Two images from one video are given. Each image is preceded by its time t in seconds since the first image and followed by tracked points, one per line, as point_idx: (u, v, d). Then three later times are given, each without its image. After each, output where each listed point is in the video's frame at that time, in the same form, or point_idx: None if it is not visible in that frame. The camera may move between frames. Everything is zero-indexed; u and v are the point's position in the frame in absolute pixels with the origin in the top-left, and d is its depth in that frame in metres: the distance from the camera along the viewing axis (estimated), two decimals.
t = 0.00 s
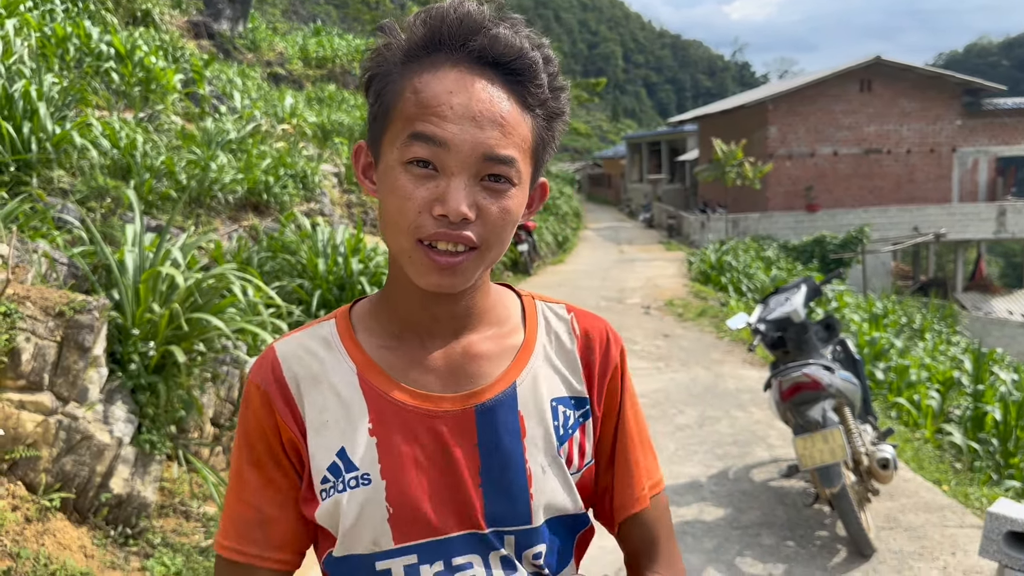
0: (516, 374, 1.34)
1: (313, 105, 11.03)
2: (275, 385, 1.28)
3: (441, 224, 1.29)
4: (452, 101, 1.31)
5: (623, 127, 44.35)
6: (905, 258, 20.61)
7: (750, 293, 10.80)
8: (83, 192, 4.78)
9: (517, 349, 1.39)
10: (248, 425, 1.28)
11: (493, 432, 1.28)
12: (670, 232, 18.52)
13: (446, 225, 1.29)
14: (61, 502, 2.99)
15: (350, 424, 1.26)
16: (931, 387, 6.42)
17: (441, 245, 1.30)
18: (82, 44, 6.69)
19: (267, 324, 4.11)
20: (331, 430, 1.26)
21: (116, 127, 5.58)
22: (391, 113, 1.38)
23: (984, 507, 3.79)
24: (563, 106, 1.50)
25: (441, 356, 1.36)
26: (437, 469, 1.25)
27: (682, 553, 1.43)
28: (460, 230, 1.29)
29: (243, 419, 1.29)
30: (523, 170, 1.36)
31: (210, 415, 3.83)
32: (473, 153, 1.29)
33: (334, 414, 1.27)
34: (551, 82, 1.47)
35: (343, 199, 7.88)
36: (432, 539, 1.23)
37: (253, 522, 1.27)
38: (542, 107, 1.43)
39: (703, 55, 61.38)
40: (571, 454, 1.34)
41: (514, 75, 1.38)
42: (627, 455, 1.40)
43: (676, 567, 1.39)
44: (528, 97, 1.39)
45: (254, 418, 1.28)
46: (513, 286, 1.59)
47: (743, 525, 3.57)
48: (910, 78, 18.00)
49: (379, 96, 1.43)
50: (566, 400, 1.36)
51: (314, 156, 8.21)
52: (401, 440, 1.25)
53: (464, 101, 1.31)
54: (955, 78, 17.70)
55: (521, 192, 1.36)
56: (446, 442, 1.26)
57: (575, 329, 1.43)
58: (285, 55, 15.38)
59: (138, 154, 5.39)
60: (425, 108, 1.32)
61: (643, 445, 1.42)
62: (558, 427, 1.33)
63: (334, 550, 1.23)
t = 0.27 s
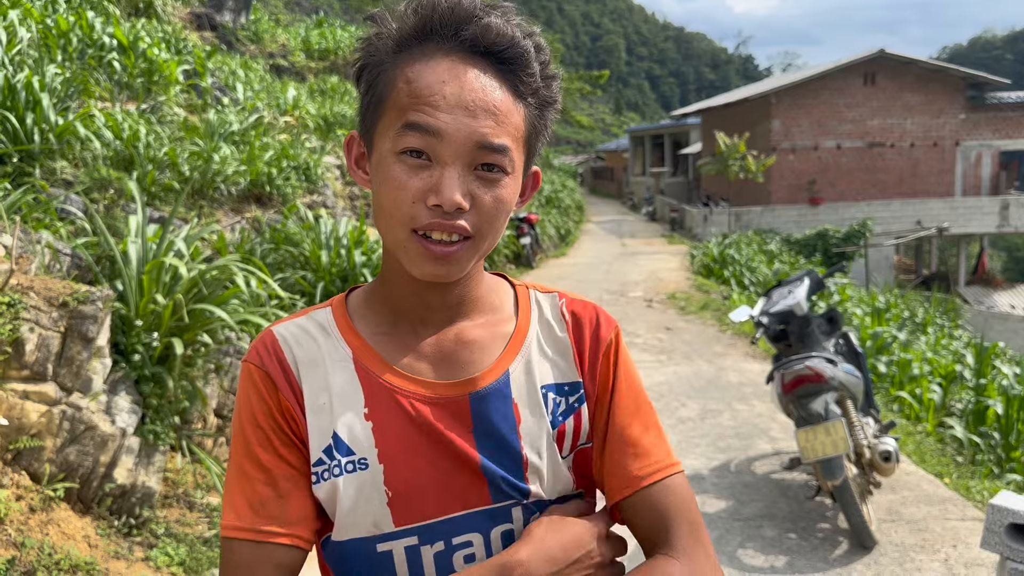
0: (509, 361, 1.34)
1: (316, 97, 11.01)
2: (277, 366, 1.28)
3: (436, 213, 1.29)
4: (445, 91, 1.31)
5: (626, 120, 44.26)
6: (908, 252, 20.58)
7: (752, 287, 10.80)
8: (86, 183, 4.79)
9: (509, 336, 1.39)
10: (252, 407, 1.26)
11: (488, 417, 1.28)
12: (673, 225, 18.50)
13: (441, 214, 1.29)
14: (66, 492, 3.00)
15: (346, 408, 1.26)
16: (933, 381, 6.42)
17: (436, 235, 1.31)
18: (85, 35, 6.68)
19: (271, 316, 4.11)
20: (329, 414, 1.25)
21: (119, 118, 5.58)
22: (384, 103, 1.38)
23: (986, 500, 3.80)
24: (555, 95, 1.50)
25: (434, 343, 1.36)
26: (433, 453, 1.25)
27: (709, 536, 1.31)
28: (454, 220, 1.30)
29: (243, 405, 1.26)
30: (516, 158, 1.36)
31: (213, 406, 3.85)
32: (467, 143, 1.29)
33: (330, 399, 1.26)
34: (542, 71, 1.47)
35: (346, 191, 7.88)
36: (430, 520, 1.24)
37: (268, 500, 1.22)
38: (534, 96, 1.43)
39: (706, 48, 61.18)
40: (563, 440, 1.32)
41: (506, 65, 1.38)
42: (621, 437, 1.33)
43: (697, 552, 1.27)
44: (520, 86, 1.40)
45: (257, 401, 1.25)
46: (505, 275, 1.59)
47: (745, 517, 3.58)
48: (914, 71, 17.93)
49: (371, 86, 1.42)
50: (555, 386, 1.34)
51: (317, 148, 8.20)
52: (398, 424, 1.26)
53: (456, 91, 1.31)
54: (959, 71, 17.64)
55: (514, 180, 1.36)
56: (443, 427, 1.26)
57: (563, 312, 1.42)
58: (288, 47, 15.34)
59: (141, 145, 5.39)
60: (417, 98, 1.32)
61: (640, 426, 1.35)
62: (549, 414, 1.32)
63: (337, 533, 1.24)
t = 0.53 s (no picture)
0: (509, 358, 1.35)
1: (319, 90, 11.00)
2: (280, 358, 1.29)
3: (436, 204, 1.30)
4: (448, 83, 1.32)
5: (629, 114, 44.17)
6: (911, 247, 20.54)
7: (755, 281, 10.80)
8: (90, 175, 4.80)
9: (511, 333, 1.39)
10: (255, 399, 1.27)
11: (487, 413, 1.29)
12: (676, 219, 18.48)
13: (441, 206, 1.30)
14: (72, 483, 3.02)
15: (348, 401, 1.28)
16: (936, 375, 6.42)
17: (436, 226, 1.31)
18: (88, 27, 6.68)
19: (275, 308, 4.13)
20: (331, 406, 1.27)
21: (123, 111, 5.58)
22: (389, 96, 1.39)
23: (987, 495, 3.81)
24: (562, 92, 1.51)
25: (435, 337, 1.37)
26: (433, 447, 1.26)
27: (685, 553, 1.34)
28: (454, 212, 1.30)
29: (247, 396, 1.28)
30: (519, 154, 1.36)
31: (217, 398, 3.87)
32: (469, 136, 1.30)
33: (332, 392, 1.28)
34: (548, 67, 1.47)
35: (349, 184, 7.88)
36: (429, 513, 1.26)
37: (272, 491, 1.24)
38: (539, 92, 1.43)
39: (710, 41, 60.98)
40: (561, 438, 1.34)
41: (511, 60, 1.39)
42: (615, 446, 1.35)
43: (668, 567, 1.32)
44: (525, 81, 1.40)
45: (260, 392, 1.26)
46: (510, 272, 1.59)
47: (747, 510, 3.59)
48: (919, 65, 17.87)
49: (377, 80, 1.43)
50: (554, 385, 1.35)
51: (321, 141, 8.21)
52: (399, 417, 1.27)
53: (459, 85, 1.32)
54: (964, 65, 17.58)
55: (516, 176, 1.36)
56: (443, 421, 1.27)
57: (567, 313, 1.43)
58: (291, 39, 15.31)
59: (145, 138, 5.40)
60: (421, 90, 1.33)
61: (634, 436, 1.37)
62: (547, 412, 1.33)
63: (337, 523, 1.26)
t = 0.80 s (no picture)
0: (518, 345, 1.37)
1: (324, 84, 11.01)
2: (296, 338, 1.31)
3: (461, 198, 1.32)
4: (476, 81, 1.34)
5: (634, 108, 44.08)
6: (916, 242, 20.51)
7: (759, 276, 10.80)
8: (97, 168, 4.82)
9: (520, 321, 1.42)
10: (269, 373, 1.29)
11: (496, 395, 1.32)
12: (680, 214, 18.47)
13: (466, 199, 1.32)
14: (81, 472, 3.06)
15: (361, 380, 1.30)
16: (939, 370, 6.44)
17: (460, 219, 1.33)
18: (94, 20, 6.71)
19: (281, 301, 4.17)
20: (344, 384, 1.29)
21: (129, 104, 5.61)
22: (414, 92, 1.40)
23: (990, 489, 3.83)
24: (580, 91, 1.53)
25: (449, 320, 1.40)
26: (443, 425, 1.28)
27: (683, 535, 1.38)
28: (478, 205, 1.33)
29: (261, 372, 1.30)
30: (539, 150, 1.39)
31: (224, 389, 3.91)
32: (494, 133, 1.32)
33: (345, 369, 1.30)
34: (569, 67, 1.50)
35: (354, 178, 7.91)
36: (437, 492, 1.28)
37: (281, 464, 1.26)
38: (560, 91, 1.46)
39: (715, 36, 60.80)
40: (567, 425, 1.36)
41: (537, 60, 1.41)
42: (618, 434, 1.38)
43: (667, 549, 1.34)
44: (548, 81, 1.43)
45: (275, 368, 1.29)
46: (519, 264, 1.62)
47: (749, 502, 3.62)
48: (924, 60, 17.80)
49: (404, 74, 1.45)
50: (561, 371, 1.37)
51: (326, 135, 8.24)
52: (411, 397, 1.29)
53: (488, 83, 1.34)
54: (970, 61, 17.51)
55: (535, 171, 1.39)
56: (454, 401, 1.30)
57: (573, 304, 1.46)
58: (297, 32, 15.32)
59: (151, 131, 5.43)
60: (449, 87, 1.35)
61: (638, 425, 1.40)
62: (553, 398, 1.35)
63: (345, 499, 1.28)
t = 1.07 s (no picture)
0: (517, 333, 1.41)
1: (330, 80, 11.05)
2: (307, 323, 1.35)
3: (466, 194, 1.36)
4: (481, 84, 1.38)
5: (640, 104, 43.99)
6: (921, 239, 20.47)
7: (763, 273, 10.81)
8: (104, 164, 4.88)
9: (518, 312, 1.45)
10: (282, 357, 1.33)
11: (495, 379, 1.36)
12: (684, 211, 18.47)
13: (471, 195, 1.36)
14: (88, 463, 3.11)
15: (369, 363, 1.33)
16: (941, 367, 6.45)
17: (465, 213, 1.37)
18: (101, 18, 6.77)
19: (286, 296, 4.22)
20: (353, 367, 1.33)
21: (136, 101, 5.66)
22: (421, 93, 1.44)
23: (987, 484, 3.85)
24: (577, 93, 1.57)
25: (452, 307, 1.43)
26: (446, 408, 1.32)
27: (668, 517, 1.42)
28: (483, 201, 1.36)
29: (273, 355, 1.34)
30: (539, 149, 1.43)
31: (230, 383, 3.95)
32: (499, 133, 1.36)
33: (354, 353, 1.34)
34: (567, 70, 1.54)
35: (358, 174, 7.96)
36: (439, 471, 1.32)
37: (292, 442, 1.29)
38: (559, 93, 1.50)
39: (721, 32, 60.59)
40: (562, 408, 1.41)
41: (537, 65, 1.45)
42: (610, 420, 1.43)
43: (653, 528, 1.39)
44: (548, 84, 1.47)
45: (287, 350, 1.33)
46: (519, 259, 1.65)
47: (747, 496, 3.66)
48: (930, 56, 17.74)
49: (411, 77, 1.48)
50: (557, 359, 1.42)
51: (330, 132, 8.28)
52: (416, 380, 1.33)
53: (492, 86, 1.38)
54: (976, 57, 17.44)
55: (535, 169, 1.43)
56: (457, 385, 1.34)
57: (569, 297, 1.50)
58: (302, 29, 15.35)
59: (157, 128, 5.48)
60: (455, 88, 1.39)
61: (629, 412, 1.45)
62: (549, 383, 1.40)
63: (351, 477, 1.31)
